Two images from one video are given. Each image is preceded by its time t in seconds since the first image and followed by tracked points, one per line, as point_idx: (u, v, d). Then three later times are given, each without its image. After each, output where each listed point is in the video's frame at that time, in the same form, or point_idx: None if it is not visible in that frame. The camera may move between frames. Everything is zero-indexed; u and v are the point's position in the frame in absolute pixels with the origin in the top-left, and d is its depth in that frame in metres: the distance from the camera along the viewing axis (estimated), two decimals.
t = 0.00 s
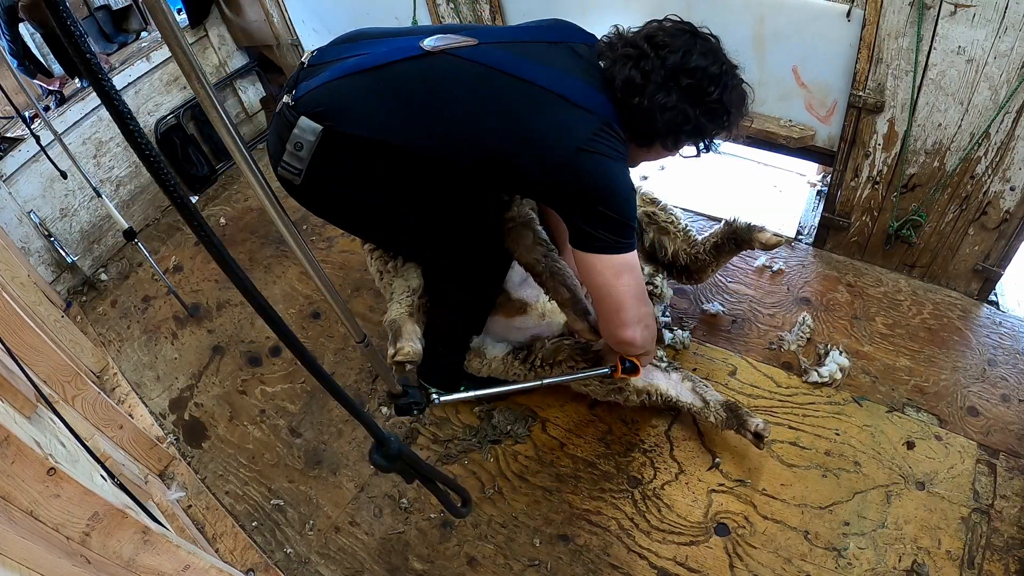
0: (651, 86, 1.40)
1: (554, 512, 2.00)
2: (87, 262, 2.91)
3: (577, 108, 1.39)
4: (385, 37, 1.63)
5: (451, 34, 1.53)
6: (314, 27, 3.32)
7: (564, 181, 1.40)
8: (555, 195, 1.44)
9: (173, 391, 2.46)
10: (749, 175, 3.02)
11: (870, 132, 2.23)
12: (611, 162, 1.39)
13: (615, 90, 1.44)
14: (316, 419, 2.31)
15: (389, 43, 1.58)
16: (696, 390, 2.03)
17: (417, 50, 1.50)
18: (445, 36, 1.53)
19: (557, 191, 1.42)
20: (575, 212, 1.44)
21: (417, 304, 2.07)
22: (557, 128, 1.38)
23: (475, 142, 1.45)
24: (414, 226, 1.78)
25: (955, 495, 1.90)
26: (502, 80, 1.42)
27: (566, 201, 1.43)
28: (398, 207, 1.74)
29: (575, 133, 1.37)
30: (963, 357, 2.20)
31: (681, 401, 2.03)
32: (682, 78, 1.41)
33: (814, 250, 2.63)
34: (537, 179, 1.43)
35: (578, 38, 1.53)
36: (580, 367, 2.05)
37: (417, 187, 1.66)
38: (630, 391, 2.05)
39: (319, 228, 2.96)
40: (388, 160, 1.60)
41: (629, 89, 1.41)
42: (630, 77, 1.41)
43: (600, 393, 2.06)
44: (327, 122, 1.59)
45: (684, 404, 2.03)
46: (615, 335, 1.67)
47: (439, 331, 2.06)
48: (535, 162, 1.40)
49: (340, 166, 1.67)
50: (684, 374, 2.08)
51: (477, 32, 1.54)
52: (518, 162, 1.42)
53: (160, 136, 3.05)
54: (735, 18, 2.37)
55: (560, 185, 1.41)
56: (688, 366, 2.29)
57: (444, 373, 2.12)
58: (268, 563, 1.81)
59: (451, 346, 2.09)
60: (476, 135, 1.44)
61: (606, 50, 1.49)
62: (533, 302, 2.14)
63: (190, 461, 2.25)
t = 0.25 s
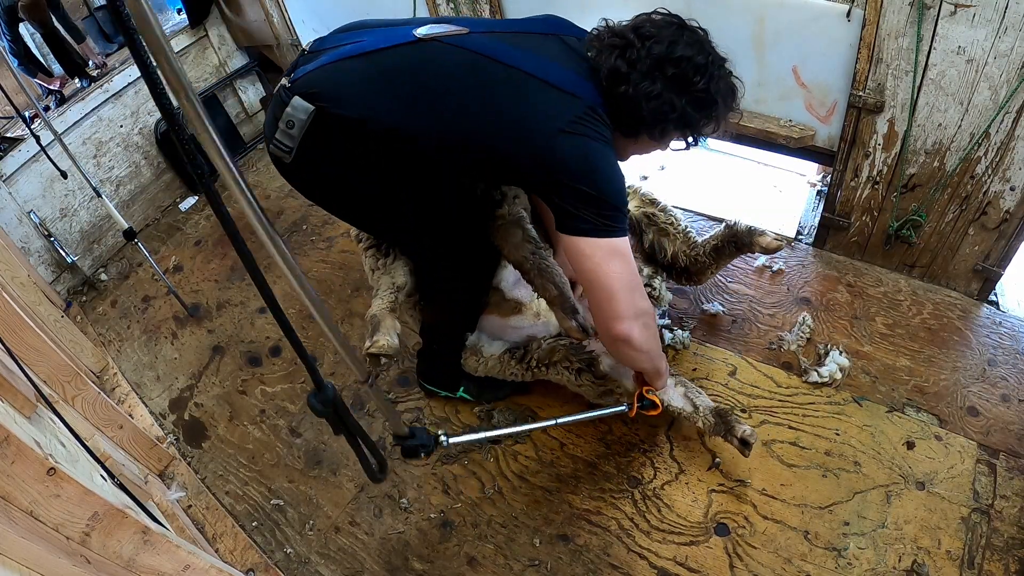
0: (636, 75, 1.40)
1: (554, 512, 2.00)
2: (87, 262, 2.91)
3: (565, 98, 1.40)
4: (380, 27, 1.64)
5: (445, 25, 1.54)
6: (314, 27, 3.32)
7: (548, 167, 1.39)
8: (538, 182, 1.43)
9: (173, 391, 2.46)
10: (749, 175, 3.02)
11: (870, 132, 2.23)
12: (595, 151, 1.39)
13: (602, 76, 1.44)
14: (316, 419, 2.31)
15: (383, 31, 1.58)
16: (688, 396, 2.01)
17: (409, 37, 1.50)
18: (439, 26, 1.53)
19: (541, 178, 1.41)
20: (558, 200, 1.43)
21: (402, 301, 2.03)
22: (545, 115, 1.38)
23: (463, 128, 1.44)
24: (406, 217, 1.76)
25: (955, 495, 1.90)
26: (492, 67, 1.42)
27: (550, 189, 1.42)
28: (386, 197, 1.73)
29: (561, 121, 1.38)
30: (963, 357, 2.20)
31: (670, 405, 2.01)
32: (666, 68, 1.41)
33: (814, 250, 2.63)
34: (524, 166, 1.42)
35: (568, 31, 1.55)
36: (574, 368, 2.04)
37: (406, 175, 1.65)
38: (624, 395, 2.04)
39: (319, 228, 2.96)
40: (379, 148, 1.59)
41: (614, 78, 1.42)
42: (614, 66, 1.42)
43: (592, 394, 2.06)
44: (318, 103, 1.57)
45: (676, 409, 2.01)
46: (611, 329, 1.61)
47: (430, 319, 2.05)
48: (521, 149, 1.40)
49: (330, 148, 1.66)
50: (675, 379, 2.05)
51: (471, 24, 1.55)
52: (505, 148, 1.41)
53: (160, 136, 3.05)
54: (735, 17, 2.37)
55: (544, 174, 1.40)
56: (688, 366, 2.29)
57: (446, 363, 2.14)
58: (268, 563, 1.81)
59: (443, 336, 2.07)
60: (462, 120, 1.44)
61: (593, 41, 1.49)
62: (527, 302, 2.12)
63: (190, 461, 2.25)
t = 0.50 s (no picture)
0: (625, 69, 1.41)
1: (554, 512, 2.00)
2: (87, 262, 2.91)
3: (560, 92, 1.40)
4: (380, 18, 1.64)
5: (443, 18, 1.54)
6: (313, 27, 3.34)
7: (542, 159, 1.39)
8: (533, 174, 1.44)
9: (173, 391, 2.46)
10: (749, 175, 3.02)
11: (870, 132, 2.23)
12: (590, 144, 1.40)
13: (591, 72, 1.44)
14: (316, 420, 2.31)
15: (383, 22, 1.58)
16: (690, 393, 2.01)
17: (409, 29, 1.50)
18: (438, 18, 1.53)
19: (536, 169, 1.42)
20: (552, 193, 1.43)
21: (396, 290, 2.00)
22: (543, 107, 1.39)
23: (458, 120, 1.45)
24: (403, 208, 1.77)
25: (955, 495, 1.90)
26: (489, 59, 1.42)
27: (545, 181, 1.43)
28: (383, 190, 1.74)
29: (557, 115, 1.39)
30: (963, 357, 2.20)
31: (674, 404, 1.99)
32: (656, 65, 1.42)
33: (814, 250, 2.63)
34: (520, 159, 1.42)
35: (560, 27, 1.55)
36: (574, 366, 2.06)
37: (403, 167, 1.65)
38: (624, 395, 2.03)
39: (319, 228, 2.96)
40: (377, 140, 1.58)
41: (604, 73, 1.42)
42: (605, 61, 1.42)
43: (592, 391, 2.07)
44: (317, 89, 1.56)
45: (679, 407, 2.00)
46: (596, 317, 1.62)
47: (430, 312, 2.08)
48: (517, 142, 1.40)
49: (324, 139, 1.64)
50: (677, 376, 2.04)
51: (469, 18, 1.55)
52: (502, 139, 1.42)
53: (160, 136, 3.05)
54: (735, 17, 2.37)
55: (539, 165, 1.41)
56: (688, 366, 2.29)
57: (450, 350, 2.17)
58: (268, 563, 1.81)
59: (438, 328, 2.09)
60: (458, 112, 1.44)
61: (585, 37, 1.49)
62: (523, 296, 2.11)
63: (190, 461, 2.25)
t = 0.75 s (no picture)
0: (623, 59, 1.40)
1: (553, 512, 2.00)
2: (87, 262, 2.91)
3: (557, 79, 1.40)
4: (378, 13, 1.64)
5: (442, 11, 1.54)
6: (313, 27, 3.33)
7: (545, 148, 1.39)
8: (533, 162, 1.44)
9: (173, 391, 2.46)
10: (749, 175, 3.02)
11: (870, 132, 2.23)
12: (589, 127, 1.39)
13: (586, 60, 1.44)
14: (316, 419, 2.31)
15: (383, 17, 1.58)
16: (685, 393, 2.01)
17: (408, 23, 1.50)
18: (437, 11, 1.54)
19: (536, 157, 1.42)
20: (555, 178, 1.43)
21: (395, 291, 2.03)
22: (539, 94, 1.38)
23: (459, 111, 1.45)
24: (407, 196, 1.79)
25: (955, 495, 1.90)
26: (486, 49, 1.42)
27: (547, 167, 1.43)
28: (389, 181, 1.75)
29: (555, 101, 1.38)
30: (963, 357, 2.20)
31: (668, 403, 2.01)
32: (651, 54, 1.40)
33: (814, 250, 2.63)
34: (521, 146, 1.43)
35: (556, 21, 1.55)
36: (572, 366, 2.03)
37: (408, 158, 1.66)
38: (621, 394, 2.04)
39: (319, 228, 2.96)
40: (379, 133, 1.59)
41: (603, 62, 1.42)
42: (603, 51, 1.42)
43: (590, 395, 2.03)
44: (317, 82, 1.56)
45: (673, 407, 2.00)
46: (605, 292, 1.65)
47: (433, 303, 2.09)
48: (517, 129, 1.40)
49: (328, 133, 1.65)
50: (674, 376, 2.06)
51: (467, 11, 1.55)
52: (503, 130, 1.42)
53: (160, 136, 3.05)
54: (736, 17, 2.38)
55: (539, 153, 1.41)
56: (688, 366, 2.29)
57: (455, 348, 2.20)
58: (268, 563, 1.81)
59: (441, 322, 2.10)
60: (459, 103, 1.44)
61: (582, 29, 1.49)
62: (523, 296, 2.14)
63: (190, 461, 2.25)
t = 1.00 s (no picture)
0: None
1: (553, 512, 2.00)
2: (87, 262, 2.91)
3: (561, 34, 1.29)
4: None
5: None
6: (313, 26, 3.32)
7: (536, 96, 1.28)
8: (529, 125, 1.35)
9: (173, 391, 2.46)
10: (749, 175, 3.02)
11: (870, 132, 2.23)
12: (590, 83, 1.29)
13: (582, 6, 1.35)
14: (316, 420, 2.31)
15: None
16: (688, 398, 2.01)
17: None
18: None
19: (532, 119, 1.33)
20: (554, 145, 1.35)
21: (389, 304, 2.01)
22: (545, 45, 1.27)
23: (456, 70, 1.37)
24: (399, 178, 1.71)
25: (955, 495, 1.90)
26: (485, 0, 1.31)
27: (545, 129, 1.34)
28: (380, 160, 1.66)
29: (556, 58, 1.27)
30: (963, 357, 2.20)
31: (671, 408, 2.00)
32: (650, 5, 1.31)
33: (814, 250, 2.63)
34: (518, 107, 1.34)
35: None
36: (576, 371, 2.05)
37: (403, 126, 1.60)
38: (623, 399, 2.03)
39: (319, 228, 2.96)
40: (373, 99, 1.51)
41: None
42: None
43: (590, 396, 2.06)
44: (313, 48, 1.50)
45: (676, 411, 2.00)
46: (587, 250, 1.50)
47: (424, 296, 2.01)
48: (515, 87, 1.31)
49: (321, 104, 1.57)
50: (678, 381, 2.06)
51: None
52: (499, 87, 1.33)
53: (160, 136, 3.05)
54: (736, 17, 2.39)
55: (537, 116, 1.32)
56: (688, 366, 2.29)
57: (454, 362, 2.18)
58: (268, 563, 1.81)
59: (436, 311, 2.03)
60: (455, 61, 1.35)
61: None
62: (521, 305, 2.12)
63: (190, 461, 2.25)
